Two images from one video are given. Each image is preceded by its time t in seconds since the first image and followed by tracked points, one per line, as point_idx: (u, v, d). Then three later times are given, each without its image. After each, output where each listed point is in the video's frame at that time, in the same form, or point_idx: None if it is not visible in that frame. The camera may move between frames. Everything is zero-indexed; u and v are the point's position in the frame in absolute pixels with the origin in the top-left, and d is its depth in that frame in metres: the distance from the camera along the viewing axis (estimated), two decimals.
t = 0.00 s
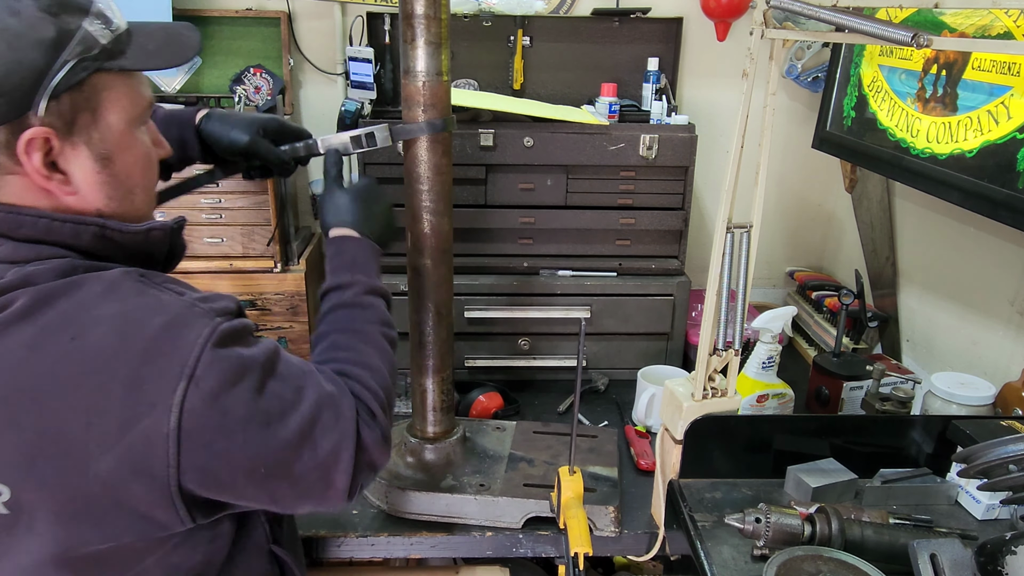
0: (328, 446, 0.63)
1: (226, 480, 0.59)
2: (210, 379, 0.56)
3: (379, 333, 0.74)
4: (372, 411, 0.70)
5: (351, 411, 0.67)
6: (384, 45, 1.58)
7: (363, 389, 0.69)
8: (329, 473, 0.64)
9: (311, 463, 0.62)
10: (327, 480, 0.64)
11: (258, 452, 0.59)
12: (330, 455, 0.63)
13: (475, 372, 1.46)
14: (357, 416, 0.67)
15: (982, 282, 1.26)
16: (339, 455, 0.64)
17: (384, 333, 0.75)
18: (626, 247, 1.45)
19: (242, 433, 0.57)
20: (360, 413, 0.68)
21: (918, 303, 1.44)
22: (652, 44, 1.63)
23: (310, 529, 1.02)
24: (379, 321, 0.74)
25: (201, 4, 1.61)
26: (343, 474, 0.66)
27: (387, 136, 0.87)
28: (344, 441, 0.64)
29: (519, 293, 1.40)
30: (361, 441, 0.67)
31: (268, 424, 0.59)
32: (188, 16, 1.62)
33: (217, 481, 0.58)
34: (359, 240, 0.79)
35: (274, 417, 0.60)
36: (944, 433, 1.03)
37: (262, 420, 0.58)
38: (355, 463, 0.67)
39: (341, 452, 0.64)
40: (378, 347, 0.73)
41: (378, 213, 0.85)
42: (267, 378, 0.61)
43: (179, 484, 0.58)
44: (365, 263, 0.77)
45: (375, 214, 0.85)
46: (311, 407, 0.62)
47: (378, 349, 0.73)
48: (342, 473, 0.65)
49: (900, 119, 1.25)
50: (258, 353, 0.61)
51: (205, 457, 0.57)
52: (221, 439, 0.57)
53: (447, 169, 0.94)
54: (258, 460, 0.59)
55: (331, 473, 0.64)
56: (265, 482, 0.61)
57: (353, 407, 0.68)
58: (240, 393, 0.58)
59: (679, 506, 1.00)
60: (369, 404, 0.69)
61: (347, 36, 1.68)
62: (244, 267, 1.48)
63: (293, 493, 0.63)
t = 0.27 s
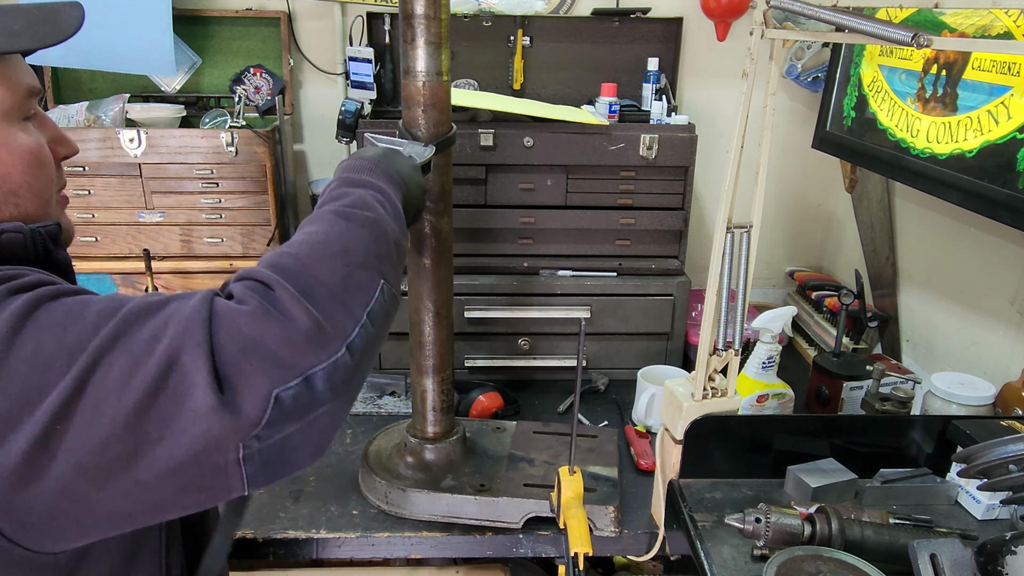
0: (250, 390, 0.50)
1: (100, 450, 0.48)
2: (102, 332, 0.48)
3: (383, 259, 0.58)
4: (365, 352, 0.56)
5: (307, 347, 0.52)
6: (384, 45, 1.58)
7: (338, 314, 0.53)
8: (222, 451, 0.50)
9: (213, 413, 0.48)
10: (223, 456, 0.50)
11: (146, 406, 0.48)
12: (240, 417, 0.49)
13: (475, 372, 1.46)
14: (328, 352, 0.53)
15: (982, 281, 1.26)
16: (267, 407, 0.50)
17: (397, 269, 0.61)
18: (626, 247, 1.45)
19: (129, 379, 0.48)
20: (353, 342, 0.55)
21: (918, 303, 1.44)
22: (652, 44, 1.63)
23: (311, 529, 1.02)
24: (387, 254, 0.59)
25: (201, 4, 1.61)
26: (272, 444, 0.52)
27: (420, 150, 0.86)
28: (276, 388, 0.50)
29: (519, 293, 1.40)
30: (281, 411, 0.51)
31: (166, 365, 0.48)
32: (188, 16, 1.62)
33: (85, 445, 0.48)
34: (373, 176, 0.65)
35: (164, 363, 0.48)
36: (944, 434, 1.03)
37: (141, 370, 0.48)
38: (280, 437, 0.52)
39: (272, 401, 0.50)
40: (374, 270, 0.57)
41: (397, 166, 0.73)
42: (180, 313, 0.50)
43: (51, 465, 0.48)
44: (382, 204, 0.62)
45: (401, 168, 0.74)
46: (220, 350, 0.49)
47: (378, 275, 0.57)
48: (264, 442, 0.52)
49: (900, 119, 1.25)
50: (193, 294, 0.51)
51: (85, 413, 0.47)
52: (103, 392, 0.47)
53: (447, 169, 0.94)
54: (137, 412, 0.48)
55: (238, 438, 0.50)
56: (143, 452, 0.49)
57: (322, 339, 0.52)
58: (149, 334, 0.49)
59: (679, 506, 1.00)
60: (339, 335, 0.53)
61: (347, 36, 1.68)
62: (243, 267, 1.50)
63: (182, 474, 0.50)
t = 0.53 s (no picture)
0: (114, 272, 0.56)
1: None
2: None
3: (276, 182, 0.66)
4: (246, 264, 0.62)
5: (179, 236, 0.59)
6: (384, 45, 1.58)
7: (212, 209, 0.61)
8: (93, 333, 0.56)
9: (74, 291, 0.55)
10: (97, 341, 0.56)
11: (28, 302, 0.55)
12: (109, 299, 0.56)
13: (475, 372, 1.46)
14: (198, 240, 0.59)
15: (982, 281, 1.26)
16: (129, 285, 0.56)
17: (300, 200, 0.68)
18: (626, 247, 1.45)
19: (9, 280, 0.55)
20: (233, 239, 0.61)
21: (918, 303, 1.44)
22: (652, 44, 1.63)
23: (310, 529, 1.02)
24: (283, 184, 0.66)
25: (200, 4, 1.61)
26: (146, 332, 0.58)
27: (401, 140, 0.87)
28: (138, 267, 0.57)
29: (519, 293, 1.40)
30: (151, 301, 0.57)
31: (33, 257, 0.56)
32: (188, 16, 1.62)
33: None
34: (305, 135, 0.73)
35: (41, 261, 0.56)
36: (945, 434, 1.03)
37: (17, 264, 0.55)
38: (154, 326, 0.58)
39: (135, 280, 0.56)
40: (261, 185, 0.64)
41: (351, 150, 0.77)
42: (56, 224, 0.58)
43: None
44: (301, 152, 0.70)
45: (358, 153, 0.78)
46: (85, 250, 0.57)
47: (266, 189, 0.65)
48: (133, 324, 0.57)
49: (900, 119, 1.25)
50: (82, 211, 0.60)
51: None
52: None
53: (446, 169, 0.94)
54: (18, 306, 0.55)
55: (103, 317, 0.56)
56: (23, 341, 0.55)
57: (195, 236, 0.59)
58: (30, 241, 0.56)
59: (679, 506, 1.00)
60: (207, 226, 0.60)
61: (346, 36, 1.67)
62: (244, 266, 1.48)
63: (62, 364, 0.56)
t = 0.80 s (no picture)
0: (71, 255, 0.57)
1: None
2: None
3: (249, 175, 0.66)
4: (206, 253, 0.62)
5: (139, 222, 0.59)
6: (384, 45, 1.58)
7: (173, 201, 0.61)
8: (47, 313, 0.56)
9: (29, 269, 0.55)
10: (52, 323, 0.57)
11: None
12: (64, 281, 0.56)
13: (475, 372, 1.46)
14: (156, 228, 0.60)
15: (982, 281, 1.26)
16: (83, 268, 0.57)
17: (276, 193, 0.68)
18: (626, 247, 1.45)
19: None
20: (195, 230, 0.61)
21: (918, 303, 1.44)
22: (652, 44, 1.63)
23: (310, 529, 1.02)
24: (258, 177, 0.67)
25: (200, 4, 1.61)
26: (102, 315, 0.58)
27: (400, 141, 0.87)
28: (93, 252, 0.57)
29: (519, 293, 1.40)
30: (106, 285, 0.57)
31: None
32: (188, 16, 1.62)
33: None
34: (293, 131, 0.74)
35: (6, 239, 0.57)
36: (945, 434, 1.03)
37: None
38: (109, 309, 0.58)
39: (90, 263, 0.57)
40: (231, 176, 0.65)
41: (342, 146, 0.78)
42: (28, 209, 0.59)
43: None
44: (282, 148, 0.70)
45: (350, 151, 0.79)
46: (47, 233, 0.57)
47: (235, 181, 0.65)
48: (88, 306, 0.57)
49: (900, 119, 1.25)
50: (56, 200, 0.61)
51: None
52: None
53: (446, 169, 0.94)
54: None
55: (56, 297, 0.56)
56: None
57: (154, 224, 0.60)
58: None
59: (679, 506, 1.00)
60: (167, 215, 0.60)
61: (347, 36, 1.68)
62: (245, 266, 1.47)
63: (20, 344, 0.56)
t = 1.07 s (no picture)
0: (45, 250, 0.57)
1: None
2: None
3: (229, 172, 0.66)
4: (181, 250, 0.62)
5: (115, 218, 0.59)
6: (384, 45, 1.58)
7: (149, 197, 0.61)
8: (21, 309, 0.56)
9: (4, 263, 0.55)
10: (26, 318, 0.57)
11: None
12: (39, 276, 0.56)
13: (475, 372, 1.46)
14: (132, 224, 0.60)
15: (982, 281, 1.26)
16: (56, 263, 0.57)
17: (257, 191, 0.68)
18: (626, 247, 1.45)
19: None
20: (171, 226, 0.61)
21: (918, 303, 1.44)
22: (652, 44, 1.63)
23: (310, 529, 1.02)
24: (240, 176, 0.67)
25: (201, 4, 1.61)
26: (76, 310, 0.58)
27: (399, 140, 0.88)
28: (66, 247, 0.57)
29: (519, 293, 1.40)
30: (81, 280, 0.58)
31: None
32: (188, 16, 1.62)
33: None
34: (280, 129, 0.74)
35: None
36: (945, 433, 1.03)
37: None
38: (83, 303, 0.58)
39: (63, 259, 0.57)
40: (210, 173, 0.65)
41: (330, 146, 0.78)
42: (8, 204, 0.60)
43: None
44: (266, 146, 0.70)
45: (342, 150, 0.80)
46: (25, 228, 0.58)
47: (214, 178, 0.65)
48: (62, 301, 0.58)
49: (900, 119, 1.25)
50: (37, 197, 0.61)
51: None
52: None
53: (446, 169, 0.94)
54: None
55: (30, 292, 0.56)
56: None
57: (130, 219, 0.60)
58: None
59: (679, 506, 1.00)
60: (141, 212, 0.60)
61: (347, 36, 1.68)
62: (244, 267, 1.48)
63: None
